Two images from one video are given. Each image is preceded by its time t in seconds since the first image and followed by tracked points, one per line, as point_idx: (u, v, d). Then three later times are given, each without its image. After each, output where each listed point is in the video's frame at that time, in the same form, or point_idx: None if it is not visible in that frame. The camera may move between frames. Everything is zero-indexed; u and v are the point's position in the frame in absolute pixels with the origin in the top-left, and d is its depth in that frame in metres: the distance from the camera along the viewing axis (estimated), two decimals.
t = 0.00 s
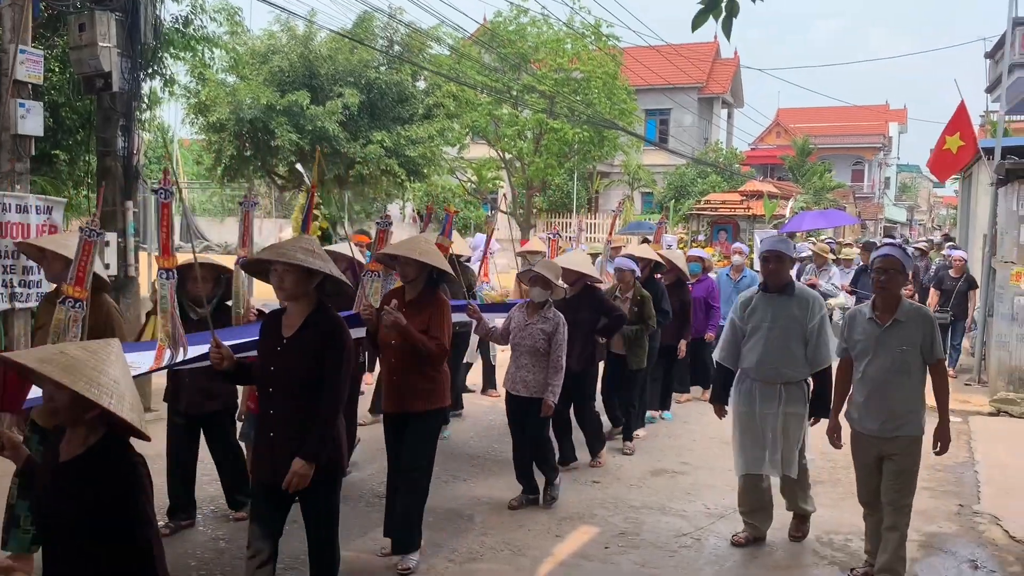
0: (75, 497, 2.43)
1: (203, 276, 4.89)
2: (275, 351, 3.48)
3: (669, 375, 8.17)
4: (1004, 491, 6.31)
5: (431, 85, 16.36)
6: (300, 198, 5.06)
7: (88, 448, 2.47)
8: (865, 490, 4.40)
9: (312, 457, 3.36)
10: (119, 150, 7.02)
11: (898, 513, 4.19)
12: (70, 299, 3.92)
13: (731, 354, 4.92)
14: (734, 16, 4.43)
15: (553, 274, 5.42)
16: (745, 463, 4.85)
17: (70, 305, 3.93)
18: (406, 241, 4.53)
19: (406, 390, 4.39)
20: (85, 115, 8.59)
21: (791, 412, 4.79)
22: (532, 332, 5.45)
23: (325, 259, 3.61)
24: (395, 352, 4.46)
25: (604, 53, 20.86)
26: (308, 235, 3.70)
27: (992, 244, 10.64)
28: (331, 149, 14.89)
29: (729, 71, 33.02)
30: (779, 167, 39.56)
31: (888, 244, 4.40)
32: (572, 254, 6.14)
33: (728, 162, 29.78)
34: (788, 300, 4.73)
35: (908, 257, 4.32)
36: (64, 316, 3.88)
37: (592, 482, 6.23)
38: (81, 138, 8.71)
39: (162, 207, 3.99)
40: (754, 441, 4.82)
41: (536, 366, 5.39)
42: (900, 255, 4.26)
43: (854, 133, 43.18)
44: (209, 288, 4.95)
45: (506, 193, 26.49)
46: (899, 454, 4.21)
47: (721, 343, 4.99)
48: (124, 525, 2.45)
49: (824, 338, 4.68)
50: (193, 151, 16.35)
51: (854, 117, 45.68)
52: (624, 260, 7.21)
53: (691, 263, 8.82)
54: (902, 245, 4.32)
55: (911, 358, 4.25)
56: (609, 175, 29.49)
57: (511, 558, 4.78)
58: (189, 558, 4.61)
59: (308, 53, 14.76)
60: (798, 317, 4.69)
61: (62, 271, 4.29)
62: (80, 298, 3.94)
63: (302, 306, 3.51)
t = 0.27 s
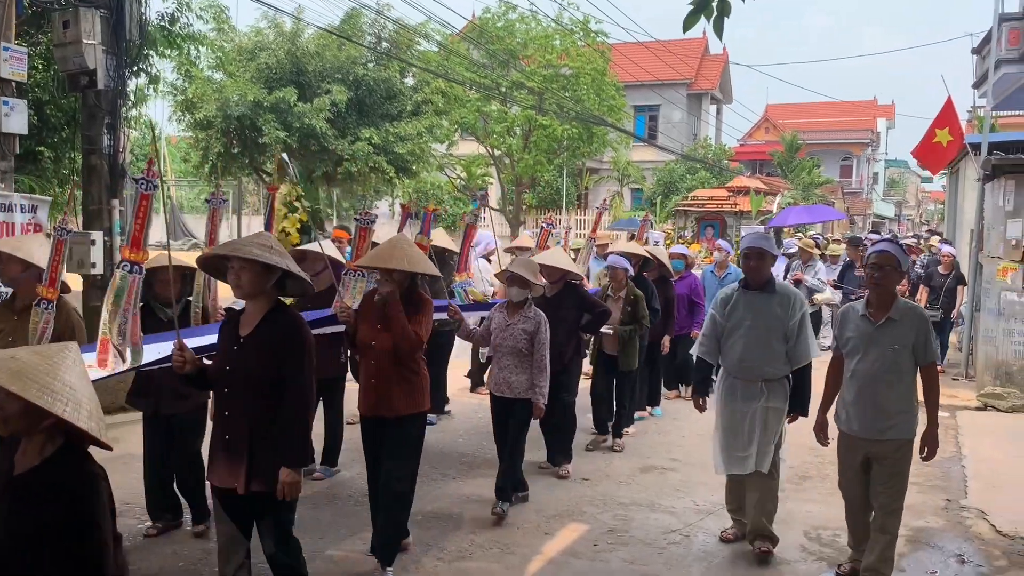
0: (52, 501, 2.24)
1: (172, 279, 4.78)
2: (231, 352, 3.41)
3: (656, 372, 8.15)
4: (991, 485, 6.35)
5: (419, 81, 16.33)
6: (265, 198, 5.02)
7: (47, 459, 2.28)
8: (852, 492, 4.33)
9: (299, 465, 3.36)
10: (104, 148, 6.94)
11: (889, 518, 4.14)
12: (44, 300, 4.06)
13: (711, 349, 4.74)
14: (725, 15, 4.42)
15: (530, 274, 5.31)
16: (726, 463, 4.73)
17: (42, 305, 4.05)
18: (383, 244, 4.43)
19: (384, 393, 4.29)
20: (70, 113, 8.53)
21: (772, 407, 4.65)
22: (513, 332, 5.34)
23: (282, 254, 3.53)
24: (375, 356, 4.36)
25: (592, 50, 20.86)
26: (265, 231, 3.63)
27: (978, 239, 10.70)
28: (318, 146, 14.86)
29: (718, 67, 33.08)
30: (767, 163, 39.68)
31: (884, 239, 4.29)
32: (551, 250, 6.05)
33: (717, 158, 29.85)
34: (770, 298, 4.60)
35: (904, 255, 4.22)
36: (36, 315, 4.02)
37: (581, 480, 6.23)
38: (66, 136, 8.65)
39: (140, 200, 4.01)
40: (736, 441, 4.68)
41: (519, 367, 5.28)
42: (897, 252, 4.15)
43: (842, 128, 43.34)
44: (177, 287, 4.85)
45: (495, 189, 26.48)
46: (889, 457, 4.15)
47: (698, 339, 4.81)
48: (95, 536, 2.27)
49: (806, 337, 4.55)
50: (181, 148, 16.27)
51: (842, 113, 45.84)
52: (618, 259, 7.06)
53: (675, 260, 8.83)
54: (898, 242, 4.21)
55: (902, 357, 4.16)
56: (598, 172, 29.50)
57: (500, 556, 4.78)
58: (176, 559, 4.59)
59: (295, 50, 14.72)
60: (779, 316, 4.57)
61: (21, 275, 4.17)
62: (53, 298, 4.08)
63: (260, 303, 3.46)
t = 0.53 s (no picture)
0: None
1: (149, 284, 4.61)
2: (202, 357, 3.36)
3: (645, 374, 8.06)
4: (983, 479, 6.38)
5: (410, 81, 16.31)
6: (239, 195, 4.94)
7: None
8: (833, 490, 4.31)
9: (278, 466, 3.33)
10: (94, 151, 6.92)
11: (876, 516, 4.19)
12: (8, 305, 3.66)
13: (703, 353, 4.76)
14: (714, 14, 4.43)
15: (518, 275, 5.19)
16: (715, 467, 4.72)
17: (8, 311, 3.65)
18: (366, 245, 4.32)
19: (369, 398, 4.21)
20: (58, 115, 8.48)
21: (758, 412, 4.61)
22: (498, 335, 5.21)
23: (253, 258, 3.48)
24: (360, 358, 4.28)
25: (583, 48, 20.86)
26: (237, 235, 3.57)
27: (969, 234, 10.74)
28: (309, 147, 14.85)
29: (708, 64, 33.11)
30: (758, 160, 39.75)
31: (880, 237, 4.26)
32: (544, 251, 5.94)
33: (709, 156, 29.88)
34: (761, 299, 4.55)
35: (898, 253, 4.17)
36: None
37: (575, 478, 6.23)
38: (55, 139, 8.61)
39: (121, 199, 3.94)
40: (726, 443, 4.65)
41: (502, 369, 5.17)
42: (889, 249, 4.12)
43: (833, 125, 43.42)
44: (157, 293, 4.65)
45: (487, 188, 26.45)
46: (879, 458, 4.15)
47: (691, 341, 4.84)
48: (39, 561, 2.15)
49: (798, 342, 4.50)
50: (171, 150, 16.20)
51: (832, 109, 45.94)
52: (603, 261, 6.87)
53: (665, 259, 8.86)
54: (892, 241, 4.18)
55: (896, 357, 4.12)
56: (590, 170, 29.50)
57: (494, 556, 4.77)
58: (170, 562, 4.57)
59: (285, 50, 14.70)
60: (769, 317, 4.53)
61: None
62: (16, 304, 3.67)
63: (230, 306, 3.41)
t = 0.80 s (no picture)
0: None
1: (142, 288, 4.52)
2: (181, 368, 3.29)
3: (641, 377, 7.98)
4: (981, 476, 6.39)
5: (406, 83, 16.31)
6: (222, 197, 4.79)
7: None
8: (827, 499, 4.12)
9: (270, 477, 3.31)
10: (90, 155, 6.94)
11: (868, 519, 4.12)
12: None
13: (702, 351, 4.77)
14: (702, 14, 4.43)
15: (510, 276, 5.16)
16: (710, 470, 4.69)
17: None
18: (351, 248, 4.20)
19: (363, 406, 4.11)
20: (54, 120, 8.49)
21: (758, 415, 4.59)
22: (491, 337, 5.19)
23: (235, 265, 3.41)
24: (351, 364, 4.11)
25: (578, 49, 20.88)
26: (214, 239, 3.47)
27: (965, 232, 10.76)
28: (305, 150, 14.86)
29: (704, 64, 33.14)
30: (754, 160, 39.79)
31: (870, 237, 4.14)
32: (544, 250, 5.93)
33: (705, 156, 29.90)
34: (760, 297, 4.53)
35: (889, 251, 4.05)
36: None
37: (574, 478, 6.24)
38: (51, 143, 8.62)
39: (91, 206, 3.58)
40: (725, 446, 4.63)
41: (493, 372, 5.18)
42: (880, 250, 4.04)
43: (829, 123, 43.44)
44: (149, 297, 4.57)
45: (484, 189, 26.45)
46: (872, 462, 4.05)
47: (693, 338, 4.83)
48: None
49: (795, 343, 4.47)
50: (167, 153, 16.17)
51: (828, 108, 46.00)
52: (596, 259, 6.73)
53: (663, 260, 8.88)
54: (882, 239, 4.07)
55: (889, 359, 3.99)
56: (586, 170, 29.52)
57: (493, 557, 4.78)
58: (168, 566, 4.57)
59: (281, 53, 14.70)
60: (767, 317, 4.50)
61: None
62: None
63: (211, 315, 3.34)
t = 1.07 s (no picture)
0: None
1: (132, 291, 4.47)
2: (160, 375, 3.11)
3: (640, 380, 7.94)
4: (981, 476, 6.39)
5: (405, 85, 16.32)
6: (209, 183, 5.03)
7: None
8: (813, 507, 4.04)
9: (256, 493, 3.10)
10: (90, 158, 6.93)
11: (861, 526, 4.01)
12: None
13: (703, 352, 4.72)
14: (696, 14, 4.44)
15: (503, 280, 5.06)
16: (705, 472, 4.66)
17: None
18: (333, 251, 4.07)
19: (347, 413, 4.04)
20: (54, 123, 8.50)
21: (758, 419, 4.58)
22: (486, 340, 5.06)
23: (220, 270, 3.25)
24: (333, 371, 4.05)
25: (577, 50, 20.90)
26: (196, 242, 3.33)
27: (965, 231, 10.76)
28: (304, 153, 14.88)
29: (703, 65, 33.17)
30: (754, 160, 39.79)
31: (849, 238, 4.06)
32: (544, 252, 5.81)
33: (704, 156, 29.90)
34: (758, 299, 4.50)
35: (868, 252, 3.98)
36: None
37: (574, 479, 6.24)
38: (51, 146, 8.64)
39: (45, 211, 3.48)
40: (723, 448, 4.61)
41: (490, 377, 5.05)
42: (857, 249, 3.94)
43: (828, 124, 43.45)
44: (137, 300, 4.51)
45: (483, 191, 26.47)
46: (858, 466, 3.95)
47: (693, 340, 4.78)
48: None
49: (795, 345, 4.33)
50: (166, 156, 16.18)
51: (827, 108, 46.01)
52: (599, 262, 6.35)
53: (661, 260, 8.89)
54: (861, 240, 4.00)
55: (872, 363, 3.93)
56: (586, 171, 29.54)
57: (494, 558, 4.78)
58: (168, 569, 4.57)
59: (280, 56, 14.72)
60: (766, 317, 4.46)
61: None
62: None
63: (193, 321, 3.17)
